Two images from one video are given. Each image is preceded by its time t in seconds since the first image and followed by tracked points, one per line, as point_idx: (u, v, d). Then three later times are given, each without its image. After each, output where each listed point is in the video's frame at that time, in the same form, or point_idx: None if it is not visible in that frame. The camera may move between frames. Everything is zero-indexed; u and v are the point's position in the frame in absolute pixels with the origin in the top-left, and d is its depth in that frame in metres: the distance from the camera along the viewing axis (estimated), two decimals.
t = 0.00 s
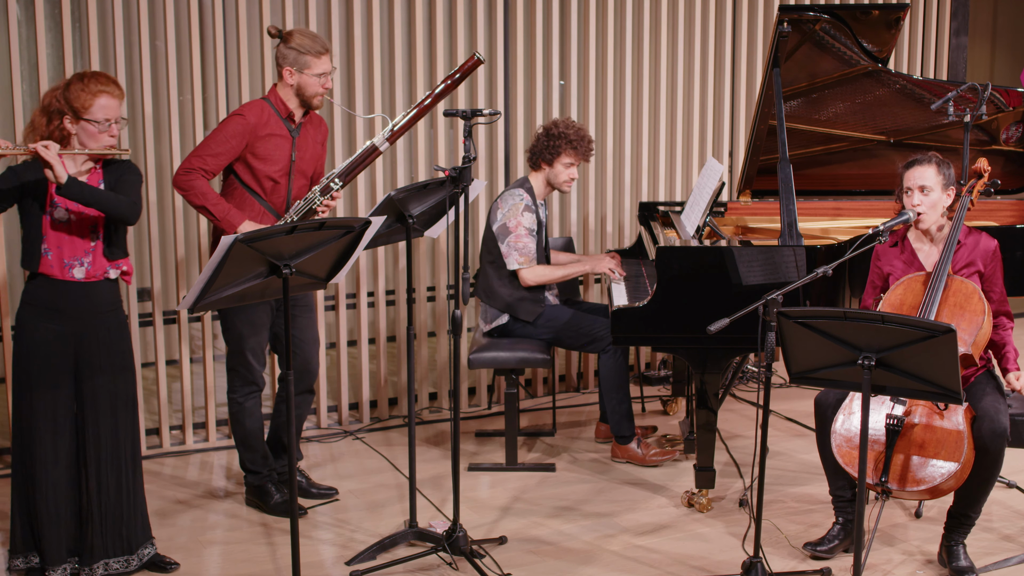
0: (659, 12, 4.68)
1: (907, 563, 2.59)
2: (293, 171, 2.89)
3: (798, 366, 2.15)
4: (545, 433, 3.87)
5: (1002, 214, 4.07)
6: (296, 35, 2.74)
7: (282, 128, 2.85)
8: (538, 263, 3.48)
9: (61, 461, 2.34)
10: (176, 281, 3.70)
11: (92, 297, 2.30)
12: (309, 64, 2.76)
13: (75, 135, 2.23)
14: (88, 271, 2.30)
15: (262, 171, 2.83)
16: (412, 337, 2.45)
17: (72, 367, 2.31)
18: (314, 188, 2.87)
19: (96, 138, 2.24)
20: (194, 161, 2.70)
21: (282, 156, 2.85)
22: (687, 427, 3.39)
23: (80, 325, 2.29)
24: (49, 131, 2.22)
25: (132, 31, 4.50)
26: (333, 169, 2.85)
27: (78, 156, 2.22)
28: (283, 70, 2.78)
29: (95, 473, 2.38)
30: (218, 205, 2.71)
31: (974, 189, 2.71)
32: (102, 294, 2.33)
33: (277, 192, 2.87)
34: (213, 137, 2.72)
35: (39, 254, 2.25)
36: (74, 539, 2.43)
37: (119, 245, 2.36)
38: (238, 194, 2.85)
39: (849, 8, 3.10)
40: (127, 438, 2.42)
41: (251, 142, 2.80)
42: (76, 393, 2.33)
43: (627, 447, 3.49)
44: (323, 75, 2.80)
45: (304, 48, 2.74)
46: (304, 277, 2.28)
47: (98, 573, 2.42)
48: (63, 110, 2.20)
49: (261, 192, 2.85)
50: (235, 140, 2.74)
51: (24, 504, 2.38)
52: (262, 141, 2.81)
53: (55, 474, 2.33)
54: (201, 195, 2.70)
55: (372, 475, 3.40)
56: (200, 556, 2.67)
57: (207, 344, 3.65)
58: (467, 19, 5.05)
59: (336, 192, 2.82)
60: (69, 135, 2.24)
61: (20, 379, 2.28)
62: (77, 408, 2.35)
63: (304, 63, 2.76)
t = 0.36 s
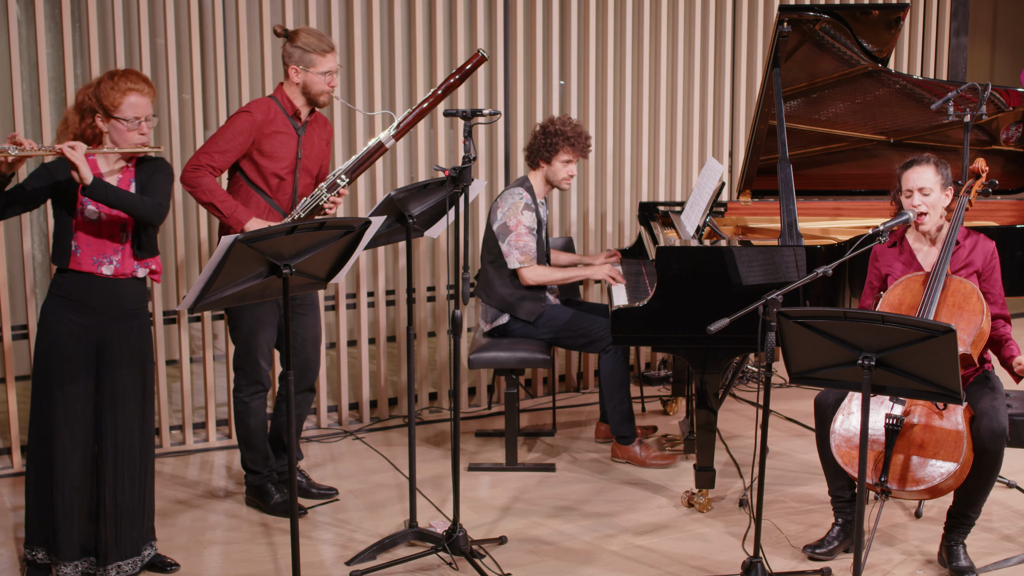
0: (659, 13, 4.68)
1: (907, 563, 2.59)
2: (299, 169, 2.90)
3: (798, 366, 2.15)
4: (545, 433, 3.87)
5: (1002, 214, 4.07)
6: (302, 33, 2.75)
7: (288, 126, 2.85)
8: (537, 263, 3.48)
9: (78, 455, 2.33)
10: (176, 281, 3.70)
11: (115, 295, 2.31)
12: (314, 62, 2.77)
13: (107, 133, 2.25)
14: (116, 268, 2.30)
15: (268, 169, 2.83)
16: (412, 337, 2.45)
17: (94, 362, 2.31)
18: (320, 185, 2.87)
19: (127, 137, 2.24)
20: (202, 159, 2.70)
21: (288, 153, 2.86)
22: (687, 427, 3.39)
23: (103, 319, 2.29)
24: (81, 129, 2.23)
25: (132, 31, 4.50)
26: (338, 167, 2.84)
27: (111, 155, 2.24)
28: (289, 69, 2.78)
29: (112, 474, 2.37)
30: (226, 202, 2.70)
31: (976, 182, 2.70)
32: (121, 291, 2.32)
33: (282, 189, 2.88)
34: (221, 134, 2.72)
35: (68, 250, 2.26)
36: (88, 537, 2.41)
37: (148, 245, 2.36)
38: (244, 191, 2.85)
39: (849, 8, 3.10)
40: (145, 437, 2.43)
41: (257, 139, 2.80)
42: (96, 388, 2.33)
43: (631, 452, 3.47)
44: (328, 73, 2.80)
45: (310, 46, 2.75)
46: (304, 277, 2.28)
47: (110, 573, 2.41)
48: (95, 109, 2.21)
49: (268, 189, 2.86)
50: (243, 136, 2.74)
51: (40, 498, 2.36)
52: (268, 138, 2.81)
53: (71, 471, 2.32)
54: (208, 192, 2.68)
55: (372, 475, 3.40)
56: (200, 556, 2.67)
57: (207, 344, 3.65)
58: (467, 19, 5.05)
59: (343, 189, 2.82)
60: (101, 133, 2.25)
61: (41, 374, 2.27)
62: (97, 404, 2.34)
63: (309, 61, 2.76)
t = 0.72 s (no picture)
0: (659, 13, 4.68)
1: (906, 563, 2.59)
2: (304, 168, 2.90)
3: (798, 366, 2.15)
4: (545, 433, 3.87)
5: (1002, 214, 4.07)
6: (304, 33, 2.75)
7: (293, 125, 2.85)
8: (537, 262, 3.48)
9: (89, 456, 2.33)
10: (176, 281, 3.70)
11: (129, 302, 2.28)
12: (318, 62, 2.77)
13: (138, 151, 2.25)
14: (128, 285, 2.28)
15: (274, 167, 2.83)
16: (412, 337, 2.45)
17: (104, 362, 2.29)
18: (326, 184, 2.85)
19: (154, 159, 2.24)
20: (208, 158, 2.70)
21: (293, 152, 2.86)
22: (687, 427, 3.39)
23: (114, 319, 2.27)
24: (114, 143, 2.26)
25: (132, 31, 4.50)
26: (345, 168, 2.83)
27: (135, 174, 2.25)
28: (293, 69, 2.79)
29: (123, 478, 2.38)
30: (233, 201, 2.69)
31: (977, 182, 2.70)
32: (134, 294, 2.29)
33: (288, 187, 2.88)
34: (227, 132, 2.72)
35: (83, 260, 2.26)
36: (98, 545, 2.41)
37: (164, 267, 2.32)
38: (249, 189, 2.85)
39: (849, 7, 3.10)
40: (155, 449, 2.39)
41: (262, 138, 2.80)
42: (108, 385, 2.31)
43: (628, 449, 3.49)
44: (332, 72, 2.80)
45: (313, 46, 2.75)
46: (304, 277, 2.28)
47: None
48: (128, 125, 2.23)
49: (273, 188, 2.86)
50: (248, 135, 2.75)
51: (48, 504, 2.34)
52: (274, 137, 2.81)
53: (80, 476, 2.32)
54: (215, 191, 2.68)
55: (372, 475, 3.40)
56: (200, 556, 2.67)
57: (207, 344, 3.65)
58: (467, 19, 5.05)
59: (349, 187, 2.80)
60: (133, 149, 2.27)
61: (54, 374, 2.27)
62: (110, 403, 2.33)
63: (313, 61, 2.77)
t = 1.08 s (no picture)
0: (659, 13, 4.68)
1: (906, 563, 2.59)
2: (308, 165, 2.90)
3: (798, 366, 2.15)
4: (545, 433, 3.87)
5: (1002, 214, 4.07)
6: (305, 29, 2.75)
7: (296, 122, 2.85)
8: (538, 262, 3.48)
9: (81, 464, 2.32)
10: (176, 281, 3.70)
11: (119, 307, 2.28)
12: (314, 55, 2.77)
13: (129, 159, 2.27)
14: (114, 292, 2.27)
15: (277, 165, 2.83)
16: (412, 337, 2.44)
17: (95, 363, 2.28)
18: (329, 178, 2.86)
19: (145, 166, 2.26)
20: (212, 157, 2.71)
21: (296, 149, 2.86)
22: (687, 427, 3.39)
23: (103, 321, 2.26)
24: (103, 151, 2.28)
25: (132, 31, 4.50)
26: (346, 159, 2.84)
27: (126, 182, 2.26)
28: (290, 64, 2.79)
29: (122, 484, 2.38)
30: (237, 199, 2.70)
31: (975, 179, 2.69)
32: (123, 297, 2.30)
33: (292, 185, 2.87)
34: (230, 131, 2.73)
35: (71, 267, 2.26)
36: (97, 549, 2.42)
37: (151, 275, 2.32)
38: (253, 188, 2.85)
39: (849, 7, 3.09)
40: (152, 455, 2.38)
41: (265, 136, 2.80)
42: (99, 387, 2.31)
43: (629, 450, 3.49)
44: (330, 66, 2.80)
45: (312, 41, 2.75)
46: (304, 277, 2.28)
47: None
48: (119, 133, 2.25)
49: (278, 186, 2.86)
50: (251, 133, 2.75)
51: (48, 505, 2.35)
52: (276, 134, 2.82)
53: (78, 480, 2.32)
54: (219, 189, 2.69)
55: (372, 475, 3.40)
56: (200, 556, 2.67)
57: (207, 344, 3.65)
58: (467, 19, 5.05)
59: (352, 178, 2.82)
60: (123, 158, 2.28)
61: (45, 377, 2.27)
62: (102, 406, 2.32)
63: (309, 54, 2.76)
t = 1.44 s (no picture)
0: (659, 12, 4.68)
1: (907, 563, 2.59)
2: (310, 166, 2.90)
3: (798, 366, 2.15)
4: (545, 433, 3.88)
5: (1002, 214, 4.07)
6: (310, 30, 2.74)
7: (299, 123, 2.86)
8: (537, 262, 3.47)
9: (63, 467, 2.33)
10: (176, 281, 3.70)
11: (85, 299, 2.26)
12: (321, 58, 2.76)
13: (69, 142, 2.19)
14: (76, 279, 2.24)
15: (280, 166, 2.83)
16: (412, 337, 2.44)
17: (69, 367, 2.27)
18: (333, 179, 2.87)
19: (87, 144, 2.18)
20: (215, 159, 2.72)
21: (299, 150, 2.86)
22: (687, 427, 3.39)
23: (77, 322, 2.25)
24: (42, 141, 2.19)
25: (132, 31, 4.50)
26: (351, 160, 2.83)
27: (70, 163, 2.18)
28: (297, 65, 2.78)
29: (103, 479, 2.38)
30: (241, 201, 2.71)
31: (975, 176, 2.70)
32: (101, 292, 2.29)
33: (294, 186, 2.88)
34: (233, 133, 2.73)
35: (27, 261, 2.22)
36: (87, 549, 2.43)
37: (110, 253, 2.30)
38: (256, 188, 2.85)
39: (849, 7, 3.09)
40: (133, 448, 2.41)
41: (268, 137, 2.80)
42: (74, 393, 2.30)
43: (631, 452, 3.47)
44: (335, 68, 2.79)
45: (318, 43, 2.74)
46: (304, 277, 2.28)
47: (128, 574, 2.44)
48: (56, 118, 2.16)
49: (280, 187, 2.86)
50: (254, 134, 2.75)
51: (33, 507, 2.36)
52: (280, 135, 2.82)
53: (62, 481, 2.33)
54: (223, 191, 2.70)
55: (372, 475, 3.40)
56: (200, 556, 2.67)
57: (207, 344, 3.65)
58: (467, 19, 5.05)
59: (355, 181, 2.81)
60: (63, 142, 2.20)
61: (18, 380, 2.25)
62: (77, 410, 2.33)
63: (316, 57, 2.76)
